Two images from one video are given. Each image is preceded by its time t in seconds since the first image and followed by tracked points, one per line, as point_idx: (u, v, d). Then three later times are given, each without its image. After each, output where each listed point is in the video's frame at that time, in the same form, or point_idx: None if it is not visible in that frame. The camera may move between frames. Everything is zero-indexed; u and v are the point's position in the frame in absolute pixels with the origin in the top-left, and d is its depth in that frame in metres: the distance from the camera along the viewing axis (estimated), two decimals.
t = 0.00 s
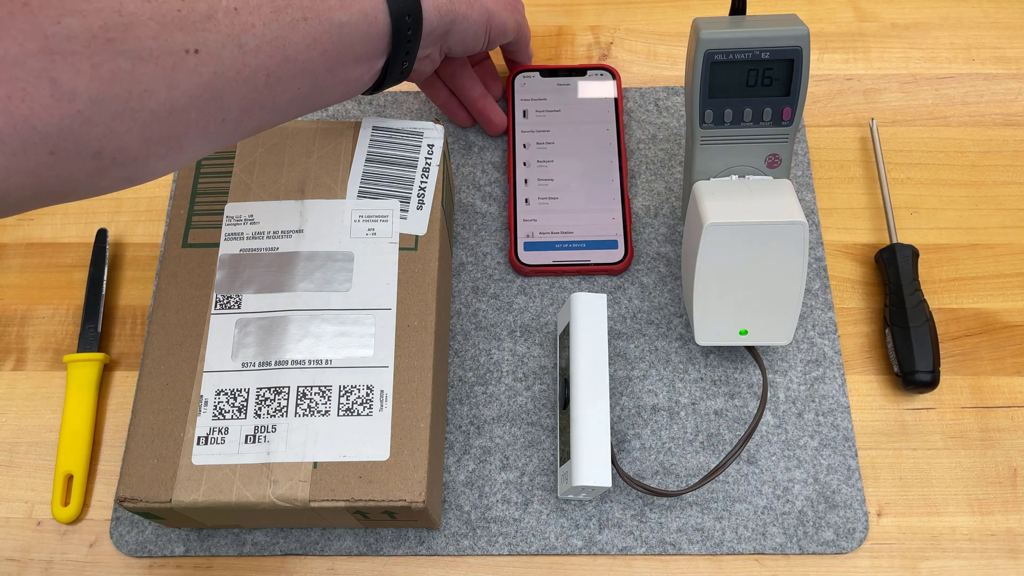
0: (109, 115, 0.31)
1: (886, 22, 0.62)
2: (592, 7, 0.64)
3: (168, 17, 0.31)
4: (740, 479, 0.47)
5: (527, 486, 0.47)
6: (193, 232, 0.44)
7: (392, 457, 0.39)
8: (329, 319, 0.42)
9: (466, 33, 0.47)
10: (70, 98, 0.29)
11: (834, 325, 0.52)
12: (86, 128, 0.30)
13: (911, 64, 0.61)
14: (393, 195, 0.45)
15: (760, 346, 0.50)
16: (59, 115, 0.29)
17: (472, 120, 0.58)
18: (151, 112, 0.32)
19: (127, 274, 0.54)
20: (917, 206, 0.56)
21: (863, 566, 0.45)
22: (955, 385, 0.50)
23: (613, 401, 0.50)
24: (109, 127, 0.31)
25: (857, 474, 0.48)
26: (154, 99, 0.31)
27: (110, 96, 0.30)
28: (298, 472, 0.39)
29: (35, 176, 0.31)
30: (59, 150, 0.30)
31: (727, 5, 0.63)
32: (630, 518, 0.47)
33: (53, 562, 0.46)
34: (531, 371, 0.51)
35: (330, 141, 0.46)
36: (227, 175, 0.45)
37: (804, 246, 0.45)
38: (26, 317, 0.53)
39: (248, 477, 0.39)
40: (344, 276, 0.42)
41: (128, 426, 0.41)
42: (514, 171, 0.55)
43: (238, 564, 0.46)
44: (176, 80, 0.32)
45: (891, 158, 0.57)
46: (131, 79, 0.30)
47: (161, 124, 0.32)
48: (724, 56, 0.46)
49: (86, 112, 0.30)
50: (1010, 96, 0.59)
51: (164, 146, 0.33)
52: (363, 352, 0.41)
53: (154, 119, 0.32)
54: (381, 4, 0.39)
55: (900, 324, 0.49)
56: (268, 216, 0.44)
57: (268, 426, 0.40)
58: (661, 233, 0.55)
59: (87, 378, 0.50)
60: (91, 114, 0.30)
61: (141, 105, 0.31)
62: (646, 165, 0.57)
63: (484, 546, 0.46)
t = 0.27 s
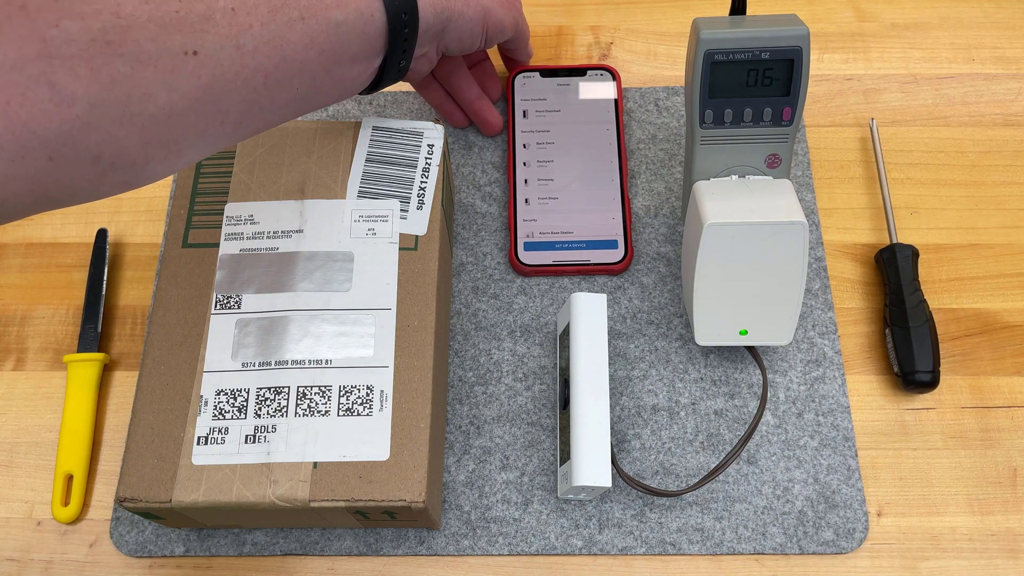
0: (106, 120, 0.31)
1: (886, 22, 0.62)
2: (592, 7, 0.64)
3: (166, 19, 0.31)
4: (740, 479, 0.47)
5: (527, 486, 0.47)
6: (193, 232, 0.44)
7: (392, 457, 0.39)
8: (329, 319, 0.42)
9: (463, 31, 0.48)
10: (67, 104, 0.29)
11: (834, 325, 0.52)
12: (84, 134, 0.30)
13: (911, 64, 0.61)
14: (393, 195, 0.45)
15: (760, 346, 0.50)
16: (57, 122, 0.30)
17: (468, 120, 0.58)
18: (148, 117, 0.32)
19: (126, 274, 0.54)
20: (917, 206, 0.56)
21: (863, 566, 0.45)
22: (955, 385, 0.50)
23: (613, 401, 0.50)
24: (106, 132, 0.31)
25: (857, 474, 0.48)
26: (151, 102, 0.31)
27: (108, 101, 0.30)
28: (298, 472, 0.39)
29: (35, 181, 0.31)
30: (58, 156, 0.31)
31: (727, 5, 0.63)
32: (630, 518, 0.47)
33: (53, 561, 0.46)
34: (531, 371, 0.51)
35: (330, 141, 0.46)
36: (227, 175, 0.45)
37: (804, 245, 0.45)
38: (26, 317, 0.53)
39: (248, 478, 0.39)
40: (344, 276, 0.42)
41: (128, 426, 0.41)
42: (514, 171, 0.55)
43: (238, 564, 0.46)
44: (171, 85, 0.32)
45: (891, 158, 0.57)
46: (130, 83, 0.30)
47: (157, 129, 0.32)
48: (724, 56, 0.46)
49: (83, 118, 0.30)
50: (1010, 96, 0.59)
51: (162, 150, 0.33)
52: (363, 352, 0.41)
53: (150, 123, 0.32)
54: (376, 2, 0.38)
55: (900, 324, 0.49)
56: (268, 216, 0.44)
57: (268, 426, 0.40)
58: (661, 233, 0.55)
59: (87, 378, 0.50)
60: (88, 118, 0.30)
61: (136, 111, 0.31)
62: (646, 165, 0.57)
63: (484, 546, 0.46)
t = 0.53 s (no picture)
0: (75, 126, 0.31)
1: (886, 23, 0.62)
2: (592, 7, 0.64)
3: (128, 20, 0.31)
4: (740, 479, 0.47)
5: (527, 486, 0.47)
6: (194, 232, 0.44)
7: (392, 457, 0.39)
8: (329, 319, 0.42)
9: (441, 13, 0.47)
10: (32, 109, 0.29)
11: (834, 325, 0.52)
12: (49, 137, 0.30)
13: (911, 64, 0.61)
14: (393, 195, 0.44)
15: (760, 345, 0.50)
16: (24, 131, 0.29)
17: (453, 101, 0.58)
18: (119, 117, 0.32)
19: (126, 274, 0.54)
20: (917, 206, 0.56)
21: (863, 566, 0.45)
22: (956, 385, 0.50)
23: (613, 401, 0.50)
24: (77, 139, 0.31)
25: (857, 474, 0.48)
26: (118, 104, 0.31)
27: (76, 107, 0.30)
28: (298, 472, 0.39)
29: (10, 197, 0.31)
30: (31, 169, 0.30)
31: (727, 5, 0.63)
32: (630, 518, 0.47)
33: (53, 561, 0.46)
34: (531, 371, 0.51)
35: (330, 141, 0.46)
36: (227, 175, 0.45)
37: (803, 244, 0.45)
38: (26, 317, 0.53)
39: (248, 477, 0.39)
40: (344, 276, 0.42)
41: (128, 426, 0.41)
42: (514, 171, 0.55)
43: (238, 564, 0.46)
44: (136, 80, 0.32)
45: (891, 158, 0.57)
46: (96, 88, 0.31)
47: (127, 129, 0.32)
48: (724, 56, 0.46)
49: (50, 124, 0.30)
50: (1010, 96, 0.59)
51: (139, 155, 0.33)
52: (363, 352, 0.41)
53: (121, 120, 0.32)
54: None
55: (900, 324, 0.49)
56: (268, 216, 0.44)
57: (268, 426, 0.40)
58: (661, 233, 0.55)
59: (87, 378, 0.50)
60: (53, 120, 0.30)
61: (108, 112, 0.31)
62: (646, 166, 0.57)
63: (484, 546, 0.46)
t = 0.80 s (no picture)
0: None
1: (886, 23, 0.62)
2: (592, 7, 0.64)
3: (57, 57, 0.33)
4: (740, 479, 0.47)
5: (527, 486, 0.47)
6: (194, 232, 0.44)
7: (392, 457, 0.39)
8: (329, 319, 0.42)
9: None
10: None
11: (835, 325, 0.52)
12: None
13: (911, 64, 0.61)
14: (393, 195, 0.44)
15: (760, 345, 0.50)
16: None
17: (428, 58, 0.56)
18: None
19: (126, 274, 0.54)
20: (917, 206, 0.56)
21: (863, 566, 0.45)
22: (956, 385, 0.50)
23: (613, 401, 0.50)
24: None
25: (857, 474, 0.48)
26: None
27: None
28: (298, 472, 0.39)
29: None
30: None
31: (726, 5, 0.63)
32: (630, 518, 0.47)
33: (53, 561, 0.46)
34: (531, 371, 0.51)
35: (330, 141, 0.46)
36: (227, 174, 0.45)
37: (803, 245, 0.45)
38: (26, 317, 0.53)
39: (248, 478, 0.39)
40: (344, 276, 0.42)
41: (128, 426, 0.41)
42: (514, 171, 0.55)
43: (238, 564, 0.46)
44: None
45: (891, 158, 0.57)
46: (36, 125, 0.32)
47: None
48: (724, 56, 0.46)
49: None
50: (1010, 95, 0.59)
51: None
52: (363, 352, 0.41)
53: None
54: None
55: (900, 324, 0.49)
56: (268, 216, 0.44)
57: (268, 426, 0.40)
58: (661, 233, 0.55)
59: (87, 378, 0.50)
60: None
61: None
62: (646, 165, 0.57)
63: (484, 546, 0.46)
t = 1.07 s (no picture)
0: None
1: (886, 23, 0.62)
2: (593, 7, 0.64)
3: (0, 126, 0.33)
4: (740, 479, 0.47)
5: (527, 486, 0.47)
6: (194, 232, 0.44)
7: (392, 457, 0.39)
8: (329, 319, 0.42)
9: None
10: None
11: (835, 325, 0.52)
12: None
13: (911, 64, 0.61)
14: (392, 195, 0.44)
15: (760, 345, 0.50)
16: None
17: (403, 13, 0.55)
18: None
19: (126, 274, 0.54)
20: (917, 206, 0.56)
21: (863, 566, 0.45)
22: (956, 385, 0.50)
23: (613, 401, 0.50)
24: None
25: (857, 474, 0.48)
26: None
27: None
28: (298, 472, 0.39)
29: None
30: None
31: (726, 5, 0.63)
32: (631, 518, 0.47)
33: (53, 561, 0.46)
34: (531, 371, 0.51)
35: (330, 141, 0.46)
36: (227, 174, 0.45)
37: (803, 245, 0.45)
38: (25, 317, 0.53)
39: (248, 478, 0.39)
40: (344, 276, 0.42)
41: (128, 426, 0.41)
42: (514, 171, 0.55)
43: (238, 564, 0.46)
44: None
45: (891, 158, 0.57)
46: None
47: None
48: (724, 56, 0.46)
49: None
50: (1010, 95, 0.59)
51: None
52: (363, 352, 0.41)
53: None
54: None
55: (900, 324, 0.49)
56: (268, 216, 0.44)
57: (268, 426, 0.40)
58: (661, 233, 0.55)
59: (88, 378, 0.50)
60: None
61: None
62: (646, 165, 0.57)
63: (484, 546, 0.46)
